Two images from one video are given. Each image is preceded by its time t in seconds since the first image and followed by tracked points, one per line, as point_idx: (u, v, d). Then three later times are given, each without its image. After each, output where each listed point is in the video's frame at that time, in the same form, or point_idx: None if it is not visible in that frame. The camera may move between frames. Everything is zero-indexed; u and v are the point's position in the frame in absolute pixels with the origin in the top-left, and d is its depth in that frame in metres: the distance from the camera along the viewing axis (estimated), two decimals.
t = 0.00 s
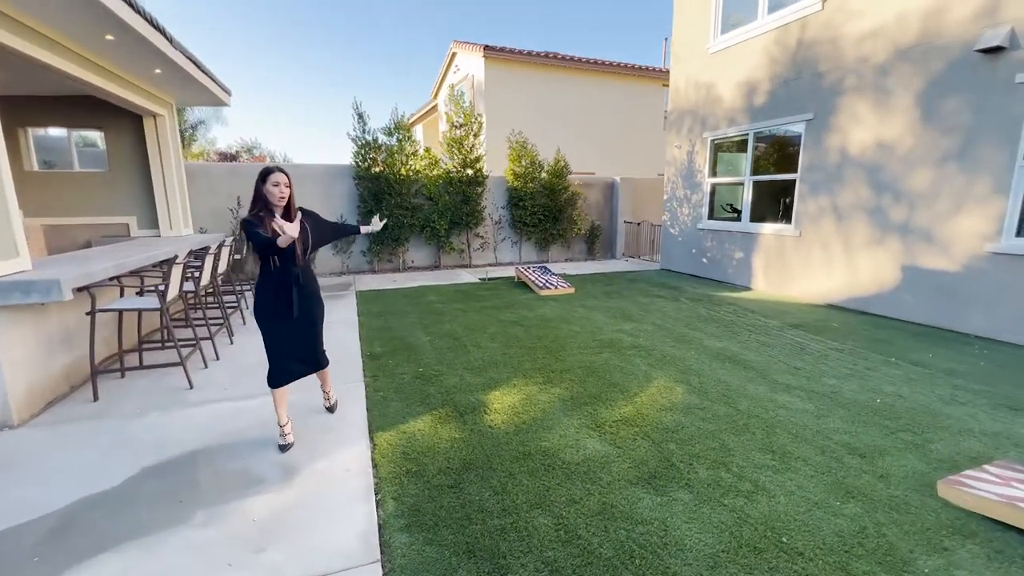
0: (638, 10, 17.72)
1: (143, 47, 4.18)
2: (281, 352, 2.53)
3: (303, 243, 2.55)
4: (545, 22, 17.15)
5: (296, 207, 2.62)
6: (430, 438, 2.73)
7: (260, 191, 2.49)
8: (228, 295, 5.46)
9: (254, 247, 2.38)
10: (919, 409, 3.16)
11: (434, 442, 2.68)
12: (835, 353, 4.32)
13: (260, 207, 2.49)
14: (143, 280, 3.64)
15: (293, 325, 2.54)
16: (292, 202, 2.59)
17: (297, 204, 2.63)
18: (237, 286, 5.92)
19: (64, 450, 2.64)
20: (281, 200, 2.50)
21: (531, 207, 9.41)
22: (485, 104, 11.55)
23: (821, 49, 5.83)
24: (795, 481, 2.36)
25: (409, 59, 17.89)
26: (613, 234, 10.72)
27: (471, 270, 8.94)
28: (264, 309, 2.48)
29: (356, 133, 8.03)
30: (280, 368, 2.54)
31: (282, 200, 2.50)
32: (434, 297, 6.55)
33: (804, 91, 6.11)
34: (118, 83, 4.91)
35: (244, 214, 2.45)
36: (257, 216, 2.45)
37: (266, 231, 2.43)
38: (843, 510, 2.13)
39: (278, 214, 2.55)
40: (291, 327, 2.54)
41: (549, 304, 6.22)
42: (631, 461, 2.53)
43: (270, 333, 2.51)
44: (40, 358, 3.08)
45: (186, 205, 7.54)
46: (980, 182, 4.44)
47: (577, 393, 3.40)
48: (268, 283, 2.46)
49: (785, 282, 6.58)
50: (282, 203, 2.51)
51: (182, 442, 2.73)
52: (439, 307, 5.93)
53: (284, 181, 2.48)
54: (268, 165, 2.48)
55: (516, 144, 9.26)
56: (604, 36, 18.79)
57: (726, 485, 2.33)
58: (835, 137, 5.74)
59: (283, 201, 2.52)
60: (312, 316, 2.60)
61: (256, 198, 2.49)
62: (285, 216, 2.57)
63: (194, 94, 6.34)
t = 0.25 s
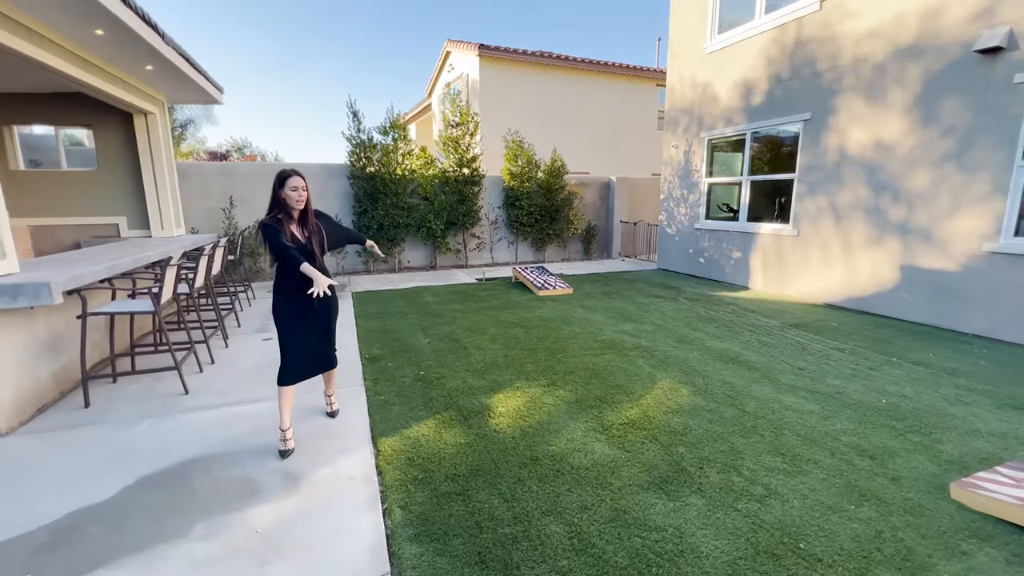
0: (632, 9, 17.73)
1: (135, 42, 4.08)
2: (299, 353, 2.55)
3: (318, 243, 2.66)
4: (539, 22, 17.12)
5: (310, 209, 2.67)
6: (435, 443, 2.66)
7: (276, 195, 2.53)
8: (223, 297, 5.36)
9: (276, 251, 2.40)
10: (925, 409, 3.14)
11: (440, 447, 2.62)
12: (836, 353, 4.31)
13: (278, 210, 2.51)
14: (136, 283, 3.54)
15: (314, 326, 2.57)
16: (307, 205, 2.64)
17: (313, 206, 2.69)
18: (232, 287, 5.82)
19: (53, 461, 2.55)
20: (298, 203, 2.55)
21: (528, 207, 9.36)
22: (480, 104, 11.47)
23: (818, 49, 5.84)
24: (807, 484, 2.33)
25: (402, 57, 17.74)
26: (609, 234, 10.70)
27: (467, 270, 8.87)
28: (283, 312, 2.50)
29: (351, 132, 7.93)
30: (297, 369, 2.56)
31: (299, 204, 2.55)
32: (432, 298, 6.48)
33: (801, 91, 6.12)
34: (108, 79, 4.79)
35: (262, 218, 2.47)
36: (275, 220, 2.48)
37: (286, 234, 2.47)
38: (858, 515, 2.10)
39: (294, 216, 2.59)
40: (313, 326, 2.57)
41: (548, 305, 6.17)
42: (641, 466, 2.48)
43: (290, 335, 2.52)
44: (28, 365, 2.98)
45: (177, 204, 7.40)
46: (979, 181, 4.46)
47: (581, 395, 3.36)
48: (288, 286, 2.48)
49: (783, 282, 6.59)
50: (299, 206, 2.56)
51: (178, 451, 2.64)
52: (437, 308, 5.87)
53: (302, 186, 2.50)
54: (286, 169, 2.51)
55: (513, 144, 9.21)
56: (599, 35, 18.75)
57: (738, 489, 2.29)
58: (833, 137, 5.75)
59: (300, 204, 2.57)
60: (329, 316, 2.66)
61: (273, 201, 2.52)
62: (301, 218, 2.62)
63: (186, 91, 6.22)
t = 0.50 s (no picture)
0: (629, 9, 17.71)
1: (128, 38, 3.98)
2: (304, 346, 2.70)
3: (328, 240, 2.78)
4: (537, 21, 17.07)
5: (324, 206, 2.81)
6: (441, 448, 2.60)
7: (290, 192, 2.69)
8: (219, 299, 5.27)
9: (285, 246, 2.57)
10: (936, 411, 3.11)
11: (446, 453, 2.55)
12: (842, 353, 4.27)
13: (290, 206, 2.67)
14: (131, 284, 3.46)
15: (321, 321, 2.71)
16: (320, 201, 2.78)
17: (326, 202, 2.81)
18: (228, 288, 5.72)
19: (44, 470, 2.46)
20: (308, 200, 2.69)
21: (527, 206, 9.31)
22: (478, 103, 11.40)
23: (820, 48, 5.81)
24: (822, 489, 2.28)
25: (399, 56, 17.63)
26: (608, 234, 10.66)
27: (466, 271, 8.80)
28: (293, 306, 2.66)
29: (349, 130, 7.84)
30: (304, 361, 2.71)
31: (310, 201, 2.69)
32: (431, 299, 6.41)
33: (802, 90, 6.09)
34: (101, 76, 4.68)
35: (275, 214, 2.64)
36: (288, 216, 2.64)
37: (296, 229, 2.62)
38: (876, 521, 2.05)
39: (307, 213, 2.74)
40: (320, 321, 2.70)
41: (549, 305, 6.12)
42: (653, 472, 2.43)
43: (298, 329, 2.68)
44: (18, 369, 2.88)
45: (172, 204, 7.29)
46: (983, 180, 4.44)
47: (588, 398, 3.30)
48: (297, 280, 2.63)
49: (784, 282, 6.56)
50: (310, 203, 2.71)
51: (175, 458, 2.56)
52: (437, 309, 5.80)
53: (311, 183, 2.65)
54: (296, 167, 2.66)
55: (511, 143, 9.15)
56: (596, 35, 18.72)
57: (753, 495, 2.24)
58: (835, 137, 5.72)
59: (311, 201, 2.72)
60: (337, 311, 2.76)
61: (287, 198, 2.69)
62: (314, 215, 2.75)
63: (181, 89, 6.12)
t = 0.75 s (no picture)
0: (629, 9, 17.65)
1: (126, 35, 3.90)
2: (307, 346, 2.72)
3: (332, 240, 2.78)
4: (537, 20, 16.99)
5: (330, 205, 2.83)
6: (448, 456, 2.52)
7: (296, 191, 2.72)
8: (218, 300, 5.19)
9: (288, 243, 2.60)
10: (953, 416, 3.03)
11: (453, 461, 2.47)
12: (852, 356, 4.20)
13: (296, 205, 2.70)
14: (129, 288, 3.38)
15: (323, 320, 2.70)
16: (326, 200, 2.79)
17: (331, 202, 2.83)
18: (227, 290, 5.64)
19: (36, 481, 2.37)
20: (313, 199, 2.71)
21: (528, 206, 9.23)
22: (478, 102, 11.31)
23: (826, 46, 5.74)
24: (843, 499, 2.21)
25: (398, 56, 17.52)
26: (610, 234, 10.58)
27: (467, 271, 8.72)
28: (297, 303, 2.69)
29: (348, 130, 7.75)
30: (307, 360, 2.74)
31: (316, 199, 2.71)
32: (433, 300, 6.33)
33: (808, 88, 6.02)
34: (96, 73, 4.58)
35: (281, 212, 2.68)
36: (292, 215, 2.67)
37: (300, 227, 2.65)
38: (902, 534, 1.98)
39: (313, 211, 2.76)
40: (322, 320, 2.70)
41: (552, 307, 6.04)
42: (667, 481, 2.35)
43: (300, 326, 2.70)
44: (10, 375, 2.79)
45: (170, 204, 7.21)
46: (995, 180, 4.37)
47: (596, 403, 3.22)
48: (301, 279, 2.66)
49: (790, 282, 6.50)
50: (315, 202, 2.72)
51: (172, 467, 2.47)
52: (439, 311, 5.72)
53: (316, 181, 2.66)
54: (303, 165, 2.69)
55: (513, 142, 9.08)
56: (597, 35, 18.64)
57: (771, 506, 2.17)
58: (842, 136, 5.65)
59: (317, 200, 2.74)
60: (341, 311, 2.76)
61: (294, 196, 2.72)
62: (319, 213, 2.77)
63: (179, 87, 6.03)
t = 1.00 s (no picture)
0: (633, 7, 17.51)
1: (126, 33, 3.82)
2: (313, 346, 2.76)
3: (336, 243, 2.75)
4: (539, 19, 16.86)
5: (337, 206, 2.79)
6: (457, 468, 2.42)
7: (303, 193, 2.71)
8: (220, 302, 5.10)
9: (289, 247, 2.63)
10: (979, 425, 2.93)
11: (462, 473, 2.38)
12: (869, 361, 4.09)
13: (302, 207, 2.70)
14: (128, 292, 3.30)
15: (328, 321, 2.69)
16: (332, 202, 2.76)
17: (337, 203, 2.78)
18: (229, 291, 5.56)
19: (31, 492, 2.28)
20: (317, 201, 2.68)
21: (533, 206, 9.14)
22: (481, 101, 11.22)
23: (838, 43, 5.63)
24: (872, 515, 2.11)
25: (400, 55, 17.42)
26: (615, 234, 10.48)
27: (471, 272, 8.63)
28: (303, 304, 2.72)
29: (351, 129, 7.66)
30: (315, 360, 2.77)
31: (320, 201, 2.68)
32: (437, 302, 6.24)
33: (819, 86, 5.91)
34: (96, 71, 4.50)
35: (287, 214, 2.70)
36: (296, 217, 2.67)
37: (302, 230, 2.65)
38: (937, 554, 1.88)
39: (319, 213, 2.74)
40: (326, 322, 2.70)
41: (558, 309, 5.94)
42: (686, 495, 2.25)
43: (307, 327, 2.74)
44: (6, 381, 2.71)
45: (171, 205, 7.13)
46: (1015, 180, 4.25)
47: (608, 411, 3.12)
48: (303, 282, 2.68)
49: (801, 284, 6.39)
50: (320, 204, 2.70)
51: (171, 479, 2.39)
52: (444, 313, 5.63)
53: (320, 184, 2.63)
54: (309, 167, 2.66)
55: (518, 141, 8.98)
56: (600, 34, 18.50)
57: (797, 522, 2.07)
58: (855, 135, 5.54)
59: (322, 202, 2.71)
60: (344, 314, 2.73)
61: (301, 198, 2.72)
62: (324, 215, 2.74)
63: (180, 86, 5.96)
